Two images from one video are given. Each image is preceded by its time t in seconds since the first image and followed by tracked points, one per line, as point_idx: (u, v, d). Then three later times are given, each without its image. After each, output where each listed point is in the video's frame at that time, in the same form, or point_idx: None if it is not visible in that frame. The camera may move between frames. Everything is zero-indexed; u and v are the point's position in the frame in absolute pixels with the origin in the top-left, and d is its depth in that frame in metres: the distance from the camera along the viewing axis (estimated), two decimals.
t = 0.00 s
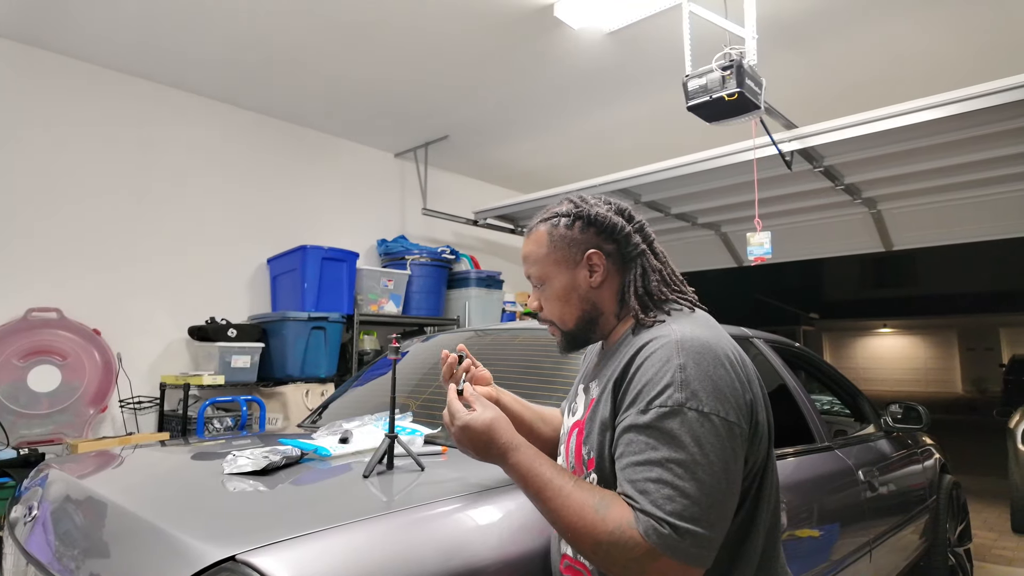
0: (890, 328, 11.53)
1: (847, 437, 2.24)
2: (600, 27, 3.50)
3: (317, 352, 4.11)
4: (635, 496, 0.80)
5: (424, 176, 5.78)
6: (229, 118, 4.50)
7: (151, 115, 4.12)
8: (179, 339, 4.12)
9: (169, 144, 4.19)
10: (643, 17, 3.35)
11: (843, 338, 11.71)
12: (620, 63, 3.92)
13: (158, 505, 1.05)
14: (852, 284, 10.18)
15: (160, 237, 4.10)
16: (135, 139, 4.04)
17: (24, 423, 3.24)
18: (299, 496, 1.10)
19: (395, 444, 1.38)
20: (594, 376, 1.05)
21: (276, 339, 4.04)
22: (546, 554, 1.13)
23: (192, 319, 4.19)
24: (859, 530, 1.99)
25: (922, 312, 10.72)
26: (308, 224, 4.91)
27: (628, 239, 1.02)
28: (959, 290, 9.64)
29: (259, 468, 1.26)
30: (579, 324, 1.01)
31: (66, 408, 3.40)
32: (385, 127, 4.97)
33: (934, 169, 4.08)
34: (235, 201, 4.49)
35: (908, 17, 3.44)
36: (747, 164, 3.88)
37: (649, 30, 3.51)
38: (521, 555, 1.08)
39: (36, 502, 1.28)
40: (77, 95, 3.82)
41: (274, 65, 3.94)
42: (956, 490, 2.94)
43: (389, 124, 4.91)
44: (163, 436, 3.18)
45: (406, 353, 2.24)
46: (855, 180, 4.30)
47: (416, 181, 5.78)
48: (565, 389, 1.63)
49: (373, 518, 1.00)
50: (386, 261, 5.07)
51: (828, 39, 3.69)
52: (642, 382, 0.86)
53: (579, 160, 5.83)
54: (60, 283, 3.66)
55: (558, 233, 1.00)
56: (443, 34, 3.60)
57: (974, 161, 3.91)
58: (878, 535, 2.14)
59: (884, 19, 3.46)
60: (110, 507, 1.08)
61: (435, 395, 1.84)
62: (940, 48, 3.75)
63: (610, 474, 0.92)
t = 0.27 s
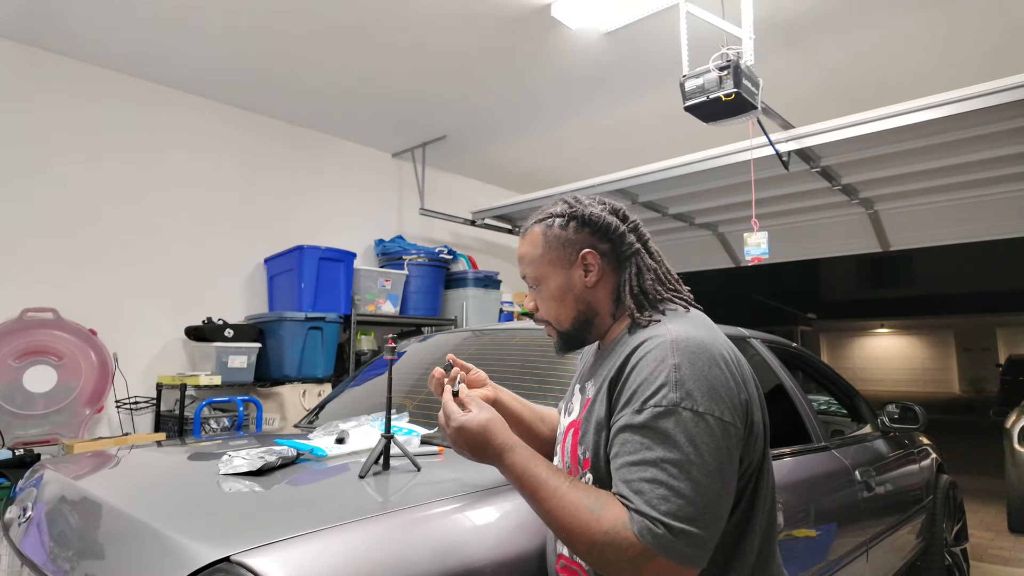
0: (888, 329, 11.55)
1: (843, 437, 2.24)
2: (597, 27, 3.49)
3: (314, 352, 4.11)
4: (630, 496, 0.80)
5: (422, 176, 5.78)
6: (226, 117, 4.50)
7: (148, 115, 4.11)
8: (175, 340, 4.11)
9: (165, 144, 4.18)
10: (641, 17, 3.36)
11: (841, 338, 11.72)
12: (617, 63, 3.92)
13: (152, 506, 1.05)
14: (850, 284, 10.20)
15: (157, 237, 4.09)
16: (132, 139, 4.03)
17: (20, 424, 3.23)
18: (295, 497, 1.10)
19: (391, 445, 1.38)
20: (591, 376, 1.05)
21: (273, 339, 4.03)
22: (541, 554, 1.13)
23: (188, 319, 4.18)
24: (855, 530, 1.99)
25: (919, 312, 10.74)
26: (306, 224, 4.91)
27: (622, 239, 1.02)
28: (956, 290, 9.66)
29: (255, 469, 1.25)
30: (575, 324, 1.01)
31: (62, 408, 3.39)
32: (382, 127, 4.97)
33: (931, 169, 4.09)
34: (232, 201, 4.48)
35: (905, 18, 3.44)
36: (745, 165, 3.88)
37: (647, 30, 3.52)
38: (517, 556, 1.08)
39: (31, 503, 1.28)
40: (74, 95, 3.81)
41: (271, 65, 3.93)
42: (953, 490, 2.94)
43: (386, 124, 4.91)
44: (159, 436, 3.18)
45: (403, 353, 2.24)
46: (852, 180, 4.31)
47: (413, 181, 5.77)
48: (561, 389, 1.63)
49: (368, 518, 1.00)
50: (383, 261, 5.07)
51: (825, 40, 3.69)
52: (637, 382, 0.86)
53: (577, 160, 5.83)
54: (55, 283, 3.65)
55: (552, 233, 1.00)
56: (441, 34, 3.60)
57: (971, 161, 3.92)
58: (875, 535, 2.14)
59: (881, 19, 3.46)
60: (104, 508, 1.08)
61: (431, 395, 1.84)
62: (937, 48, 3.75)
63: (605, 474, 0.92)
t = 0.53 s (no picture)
0: (885, 329, 11.57)
1: (840, 437, 2.24)
2: (595, 27, 3.49)
3: (311, 352, 4.10)
4: (624, 495, 0.80)
5: (419, 176, 5.78)
6: (223, 117, 4.49)
7: (144, 114, 4.10)
8: (172, 340, 4.10)
9: (162, 144, 4.17)
10: (638, 17, 3.36)
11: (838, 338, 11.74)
12: (615, 63, 3.92)
13: (148, 507, 1.05)
14: (847, 284, 10.21)
15: (153, 237, 4.08)
16: (128, 139, 4.02)
17: (15, 424, 3.21)
18: (291, 497, 1.10)
19: (388, 445, 1.37)
20: (587, 377, 1.05)
21: (270, 339, 4.02)
22: (537, 555, 1.13)
23: (185, 319, 4.18)
24: (852, 530, 2.00)
25: (916, 312, 10.76)
26: (303, 224, 4.90)
27: (616, 239, 1.02)
28: (953, 290, 9.68)
29: (251, 469, 1.25)
30: (571, 325, 1.01)
31: (58, 409, 3.38)
32: (380, 127, 4.97)
33: (928, 169, 4.10)
34: (229, 201, 4.48)
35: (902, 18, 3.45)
36: (741, 165, 3.89)
37: (644, 30, 3.52)
38: (514, 555, 1.08)
39: (26, 504, 1.27)
40: (70, 94, 3.80)
41: (268, 65, 3.93)
42: (949, 490, 2.95)
43: (384, 124, 4.90)
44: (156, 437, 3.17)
45: (400, 353, 2.24)
46: (849, 181, 4.31)
47: (411, 181, 5.77)
48: (558, 389, 1.63)
49: (364, 518, 0.99)
50: (381, 261, 5.06)
51: (823, 40, 3.70)
52: (632, 381, 0.86)
53: (575, 161, 5.83)
54: (51, 283, 3.63)
55: (547, 235, 1.00)
56: (438, 34, 3.59)
57: (968, 162, 3.93)
58: (872, 535, 2.15)
59: (878, 20, 3.47)
60: (100, 509, 1.07)
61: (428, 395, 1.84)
62: (934, 48, 3.76)
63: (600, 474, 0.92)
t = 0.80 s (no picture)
0: (883, 329, 11.59)
1: (838, 437, 2.25)
2: (593, 28, 3.50)
3: (309, 353, 4.10)
4: (621, 495, 0.80)
5: (417, 176, 5.77)
6: (221, 117, 4.48)
7: (141, 114, 4.09)
8: (169, 340, 4.10)
9: (160, 144, 4.17)
10: (636, 18, 3.37)
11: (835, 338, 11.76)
12: (613, 64, 3.93)
13: (145, 507, 1.04)
14: (845, 284, 10.23)
15: (150, 236, 4.07)
16: (125, 139, 4.01)
17: (12, 424, 3.20)
18: (289, 497, 1.10)
19: (386, 445, 1.37)
20: (584, 377, 1.05)
21: (268, 340, 4.02)
22: (535, 554, 1.12)
23: (182, 320, 4.17)
24: (849, 530, 2.00)
25: (913, 313, 10.79)
26: (301, 224, 4.90)
27: (614, 239, 1.02)
28: (950, 290, 9.70)
29: (248, 469, 1.25)
30: (570, 324, 1.01)
31: (55, 409, 3.37)
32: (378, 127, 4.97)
33: (925, 170, 4.11)
34: (227, 200, 4.47)
35: (900, 19, 3.45)
36: (739, 165, 3.89)
37: (642, 31, 3.52)
38: (512, 555, 1.08)
39: (22, 504, 1.26)
40: (67, 94, 3.79)
41: (266, 65, 3.92)
42: (946, 490, 2.95)
43: (382, 124, 4.90)
44: (153, 437, 3.17)
45: (398, 353, 2.24)
46: (846, 181, 4.32)
47: (409, 181, 5.77)
48: (556, 389, 1.63)
49: (361, 518, 0.99)
50: (379, 261, 5.05)
51: (820, 41, 3.71)
52: (628, 380, 0.86)
53: (573, 161, 5.84)
54: (49, 283, 3.63)
55: (545, 234, 1.00)
56: (437, 34, 3.59)
57: (966, 162, 3.94)
58: (869, 535, 2.15)
59: (874, 21, 3.48)
60: (97, 509, 1.07)
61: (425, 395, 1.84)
62: (931, 49, 3.77)
63: (597, 473, 0.92)
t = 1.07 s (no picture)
0: (881, 329, 11.62)
1: (836, 437, 2.25)
2: (592, 28, 3.50)
3: (307, 353, 4.09)
4: (617, 494, 0.80)
5: (416, 176, 5.77)
6: (219, 117, 4.48)
7: (139, 114, 4.08)
8: (167, 340, 4.09)
9: (158, 143, 4.16)
10: (634, 19, 3.37)
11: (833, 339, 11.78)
12: (611, 64, 3.93)
13: (143, 507, 1.04)
14: (843, 284, 10.25)
15: (149, 236, 4.06)
16: (123, 138, 4.01)
17: (10, 424, 3.19)
18: (287, 497, 1.09)
19: (384, 445, 1.37)
20: (583, 375, 1.05)
21: (266, 340, 4.01)
22: (533, 553, 1.12)
23: (181, 319, 4.16)
24: (847, 530, 2.00)
25: (911, 313, 10.80)
26: (299, 224, 4.89)
27: (615, 237, 1.03)
28: (948, 290, 9.72)
29: (246, 469, 1.25)
30: (572, 322, 1.01)
31: (52, 409, 3.36)
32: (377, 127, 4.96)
33: (923, 170, 4.11)
34: (225, 200, 4.46)
35: (898, 19, 3.46)
36: (738, 166, 3.90)
37: (641, 31, 3.53)
38: (510, 555, 1.08)
39: (19, 504, 1.26)
40: (64, 93, 3.78)
41: (265, 64, 3.92)
42: (944, 489, 2.96)
43: (381, 124, 4.90)
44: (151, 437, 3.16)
45: (397, 353, 2.24)
46: (845, 181, 4.33)
47: (407, 181, 5.76)
48: (555, 389, 1.63)
49: (359, 518, 0.99)
50: (377, 261, 5.05)
51: (818, 41, 3.71)
52: (625, 380, 0.86)
53: (572, 161, 5.84)
54: (46, 282, 3.62)
55: (546, 232, 1.00)
56: (436, 33, 3.59)
57: (964, 162, 3.95)
58: (867, 535, 2.15)
59: (873, 21, 3.49)
60: (95, 509, 1.06)
61: (424, 395, 1.84)
62: (929, 49, 3.78)
63: (594, 472, 0.92)
